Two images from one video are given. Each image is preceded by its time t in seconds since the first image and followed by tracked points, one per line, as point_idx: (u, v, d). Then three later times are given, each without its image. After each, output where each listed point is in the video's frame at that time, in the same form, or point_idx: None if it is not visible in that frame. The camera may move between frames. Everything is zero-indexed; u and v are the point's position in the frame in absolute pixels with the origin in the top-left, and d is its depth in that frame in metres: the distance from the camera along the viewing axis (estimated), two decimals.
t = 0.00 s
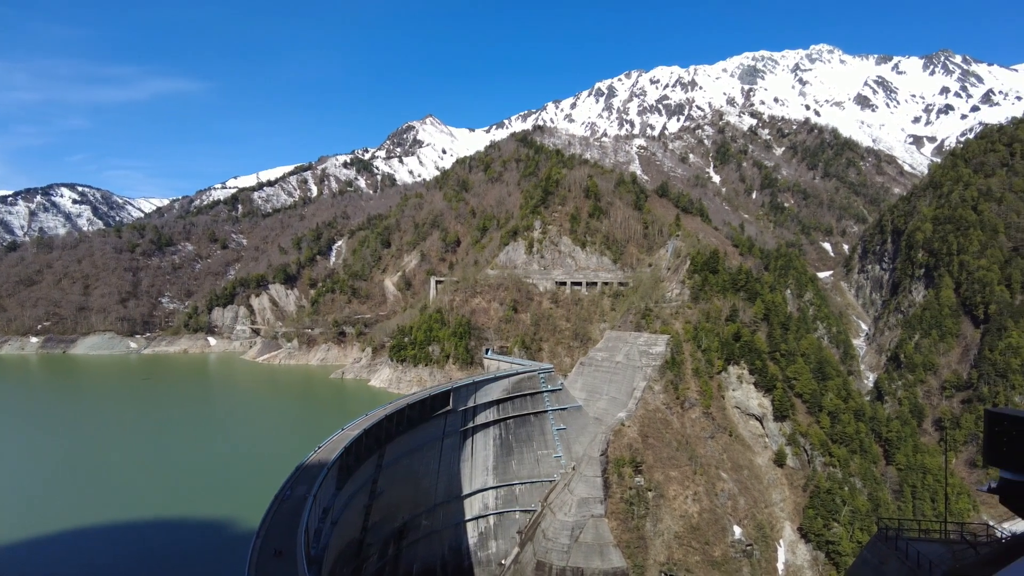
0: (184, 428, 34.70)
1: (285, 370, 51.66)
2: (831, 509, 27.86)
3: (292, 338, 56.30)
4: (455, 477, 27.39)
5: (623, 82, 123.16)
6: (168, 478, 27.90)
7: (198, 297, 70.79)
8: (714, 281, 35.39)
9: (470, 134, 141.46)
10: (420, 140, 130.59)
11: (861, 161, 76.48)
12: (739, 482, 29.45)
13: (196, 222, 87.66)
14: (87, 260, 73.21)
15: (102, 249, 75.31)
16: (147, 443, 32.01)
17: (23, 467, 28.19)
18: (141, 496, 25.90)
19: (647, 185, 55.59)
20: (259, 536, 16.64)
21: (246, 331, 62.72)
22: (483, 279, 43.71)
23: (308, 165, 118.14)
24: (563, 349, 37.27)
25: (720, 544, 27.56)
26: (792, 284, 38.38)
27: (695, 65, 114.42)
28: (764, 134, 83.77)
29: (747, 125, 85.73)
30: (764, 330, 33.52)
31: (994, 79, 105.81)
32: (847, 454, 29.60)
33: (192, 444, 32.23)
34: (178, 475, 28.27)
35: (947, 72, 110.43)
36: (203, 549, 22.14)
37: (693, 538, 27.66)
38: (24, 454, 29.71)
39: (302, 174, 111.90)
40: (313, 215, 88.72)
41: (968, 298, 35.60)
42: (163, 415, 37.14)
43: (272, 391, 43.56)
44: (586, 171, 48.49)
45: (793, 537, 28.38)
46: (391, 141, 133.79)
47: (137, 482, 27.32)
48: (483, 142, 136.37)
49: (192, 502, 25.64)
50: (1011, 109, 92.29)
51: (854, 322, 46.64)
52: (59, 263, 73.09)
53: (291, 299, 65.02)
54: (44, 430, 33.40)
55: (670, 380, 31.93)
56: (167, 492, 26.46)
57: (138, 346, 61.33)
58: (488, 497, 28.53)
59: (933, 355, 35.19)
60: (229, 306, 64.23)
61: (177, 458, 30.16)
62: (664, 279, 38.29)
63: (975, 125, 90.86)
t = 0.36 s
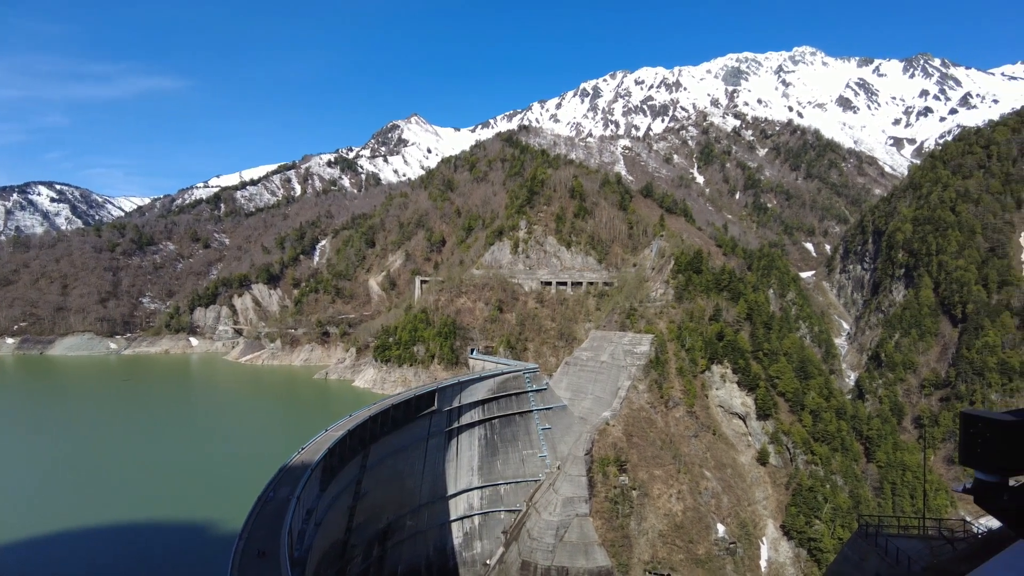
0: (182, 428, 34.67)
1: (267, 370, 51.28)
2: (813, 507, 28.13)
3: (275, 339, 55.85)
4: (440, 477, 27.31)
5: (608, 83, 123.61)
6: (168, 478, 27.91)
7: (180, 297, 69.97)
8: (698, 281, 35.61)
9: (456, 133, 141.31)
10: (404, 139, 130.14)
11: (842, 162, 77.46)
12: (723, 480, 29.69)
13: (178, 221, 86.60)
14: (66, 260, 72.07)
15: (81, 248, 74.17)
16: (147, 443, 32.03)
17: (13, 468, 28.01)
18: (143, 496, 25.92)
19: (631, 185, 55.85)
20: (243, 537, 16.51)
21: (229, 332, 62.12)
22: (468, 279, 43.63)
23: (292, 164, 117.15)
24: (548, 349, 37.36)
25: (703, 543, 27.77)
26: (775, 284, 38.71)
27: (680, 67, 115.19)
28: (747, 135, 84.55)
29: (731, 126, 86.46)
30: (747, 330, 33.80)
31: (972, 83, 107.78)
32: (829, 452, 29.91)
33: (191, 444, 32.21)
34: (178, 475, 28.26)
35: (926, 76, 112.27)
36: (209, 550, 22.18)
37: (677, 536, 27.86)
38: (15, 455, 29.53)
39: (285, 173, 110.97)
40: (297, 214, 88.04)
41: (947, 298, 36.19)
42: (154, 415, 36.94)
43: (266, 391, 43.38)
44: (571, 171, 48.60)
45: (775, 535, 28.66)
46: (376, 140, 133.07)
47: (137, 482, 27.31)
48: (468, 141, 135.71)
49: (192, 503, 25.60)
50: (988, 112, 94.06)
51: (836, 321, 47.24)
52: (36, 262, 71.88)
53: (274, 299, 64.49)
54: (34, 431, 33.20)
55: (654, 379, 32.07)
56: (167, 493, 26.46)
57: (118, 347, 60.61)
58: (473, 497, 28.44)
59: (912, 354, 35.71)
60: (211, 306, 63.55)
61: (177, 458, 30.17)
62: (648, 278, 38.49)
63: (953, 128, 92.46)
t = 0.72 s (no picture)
0: (154, 432, 33.92)
1: (230, 372, 50.28)
2: (776, 501, 28.70)
3: (239, 339, 54.78)
4: (407, 478, 27.06)
5: (576, 84, 124.41)
6: (144, 482, 27.32)
7: (139, 297, 68.07)
8: (663, 281, 36.07)
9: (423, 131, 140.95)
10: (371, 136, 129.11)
11: (803, 164, 79.26)
12: (688, 477, 30.12)
13: (137, 220, 84.16)
14: (17, 259, 69.45)
15: (33, 247, 71.54)
16: (118, 447, 31.28)
17: None
18: (121, 500, 25.47)
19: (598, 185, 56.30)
20: (204, 543, 16.04)
21: (190, 333, 60.74)
22: (436, 279, 43.33)
23: (255, 161, 114.88)
24: (516, 349, 37.45)
25: (669, 539, 28.14)
26: (738, 283, 39.38)
27: (647, 69, 116.52)
28: (711, 137, 86.06)
29: (696, 128, 87.89)
30: (711, 328, 34.34)
31: (926, 89, 111.59)
32: (791, 448, 30.57)
33: (163, 447, 31.54)
34: (155, 479, 27.70)
35: (883, 81, 115.77)
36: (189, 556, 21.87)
37: (643, 533, 28.20)
38: None
39: (249, 170, 108.78)
40: (261, 213, 86.46)
41: (903, 297, 37.35)
42: (121, 418, 36.03)
43: (236, 393, 42.40)
44: (539, 171, 48.75)
45: (739, 530, 29.21)
46: (341, 138, 131.31)
47: (120, 485, 26.90)
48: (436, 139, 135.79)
49: (165, 507, 25.09)
50: (941, 118, 97.52)
51: (797, 320, 48.32)
52: None
53: (237, 299, 63.23)
54: None
55: (621, 377, 32.36)
56: (152, 495, 26.13)
57: (73, 349, 58.80)
58: (440, 498, 28.31)
59: (870, 352, 36.76)
60: (172, 306, 61.86)
61: (158, 461, 29.72)
62: (615, 278, 38.86)
63: (908, 132, 95.55)
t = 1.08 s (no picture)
0: (112, 437, 32.82)
1: (187, 375, 48.97)
2: (736, 498, 29.23)
3: (196, 341, 53.43)
4: (370, 481, 26.67)
5: (540, 85, 125.04)
6: (103, 489, 26.44)
7: (90, 298, 65.75)
8: (626, 281, 36.50)
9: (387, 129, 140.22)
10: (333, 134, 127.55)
11: (762, 167, 81.08)
12: (651, 475, 30.50)
13: (88, 218, 81.22)
14: None
15: None
16: (74, 453, 30.19)
17: None
18: (78, 508, 24.62)
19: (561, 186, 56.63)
20: (160, 548, 15.39)
21: (144, 334, 59.00)
22: (400, 279, 42.97)
23: (213, 158, 111.94)
24: (481, 349, 37.37)
25: (633, 537, 28.42)
26: (699, 283, 40.04)
27: (609, 72, 117.68)
28: (673, 140, 87.59)
29: (658, 131, 89.33)
30: (672, 328, 34.86)
31: (878, 95, 115.64)
32: (750, 445, 31.23)
33: (122, 453, 30.54)
34: (114, 486, 26.84)
35: (838, 87, 119.42)
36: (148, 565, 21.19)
37: (607, 531, 28.41)
38: None
39: (206, 168, 106.00)
40: (219, 211, 84.44)
41: (857, 297, 38.50)
42: (77, 424, 34.75)
43: (193, 397, 41.03)
44: (504, 171, 48.76)
45: (701, 526, 29.70)
46: (303, 136, 129.02)
47: (73, 494, 25.84)
48: (398, 139, 135.27)
49: (124, 515, 24.31)
50: (892, 123, 101.18)
51: (756, 319, 49.35)
52: None
53: (194, 300, 61.57)
54: None
55: (585, 377, 32.61)
56: (115, 502, 25.36)
57: (18, 352, 56.62)
58: (404, 500, 27.98)
59: (826, 351, 37.81)
60: (125, 307, 59.74)
61: (120, 467, 28.84)
62: (580, 278, 39.19)
63: (861, 137, 98.84)
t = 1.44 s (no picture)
0: (72, 442, 31.78)
1: (151, 377, 47.85)
2: (704, 495, 29.67)
3: (159, 342, 52.26)
4: (339, 484, 26.31)
5: (510, 85, 125.22)
6: (62, 496, 25.62)
7: (47, 298, 63.79)
8: (596, 281, 36.71)
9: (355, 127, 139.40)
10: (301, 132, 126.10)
11: (729, 169, 82.41)
12: (621, 473, 30.76)
13: (43, 215, 78.62)
14: None
15: None
16: (32, 459, 29.16)
17: None
18: (35, 516, 23.80)
19: (531, 185, 56.71)
20: (123, 555, 14.92)
21: (105, 336, 57.55)
22: (369, 279, 42.60)
23: (177, 155, 109.44)
24: (451, 349, 37.23)
25: (603, 535, 28.62)
26: (667, 283, 40.50)
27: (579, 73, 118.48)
28: (642, 141, 88.69)
29: (627, 133, 90.34)
30: (641, 327, 35.15)
31: (841, 100, 118.59)
32: (718, 442, 31.75)
33: (83, 459, 29.60)
34: (74, 492, 26.02)
35: (803, 90, 122.05)
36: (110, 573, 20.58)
37: (577, 530, 28.54)
38: None
39: (170, 165, 103.58)
40: (183, 209, 82.63)
41: (821, 296, 39.34)
42: (35, 428, 33.57)
43: (155, 400, 39.87)
44: (475, 171, 48.56)
45: (670, 523, 30.07)
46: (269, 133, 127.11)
47: (31, 501, 24.96)
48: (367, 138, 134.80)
49: (85, 522, 23.59)
50: (855, 127, 103.88)
51: (723, 319, 50.07)
52: None
53: (157, 300, 60.05)
54: None
55: (556, 376, 32.69)
56: (74, 510, 24.57)
57: None
58: (374, 502, 27.72)
59: (792, 349, 38.53)
60: (84, 308, 58.12)
61: (80, 473, 27.93)
62: (550, 278, 39.31)
63: (825, 140, 101.25)
